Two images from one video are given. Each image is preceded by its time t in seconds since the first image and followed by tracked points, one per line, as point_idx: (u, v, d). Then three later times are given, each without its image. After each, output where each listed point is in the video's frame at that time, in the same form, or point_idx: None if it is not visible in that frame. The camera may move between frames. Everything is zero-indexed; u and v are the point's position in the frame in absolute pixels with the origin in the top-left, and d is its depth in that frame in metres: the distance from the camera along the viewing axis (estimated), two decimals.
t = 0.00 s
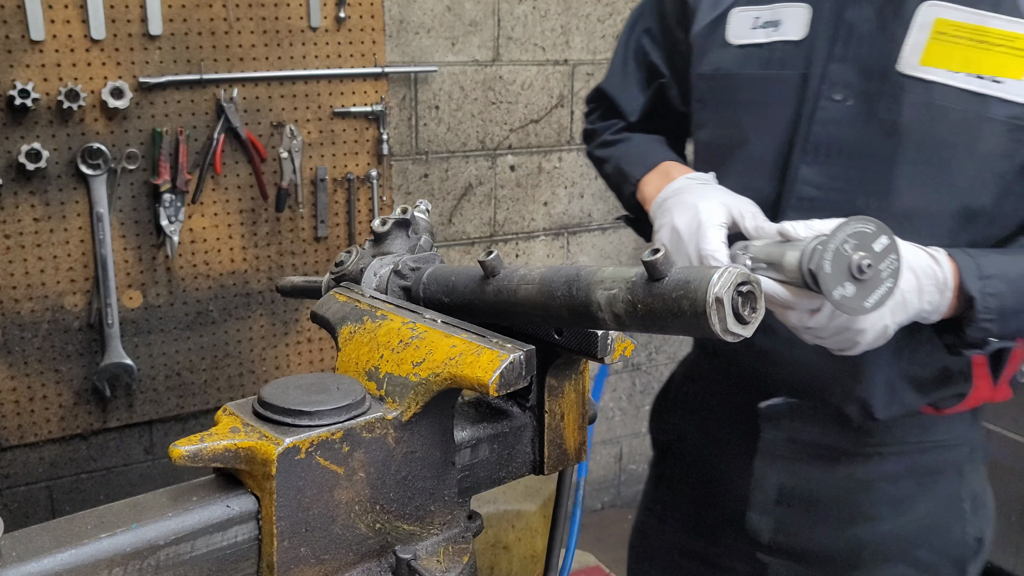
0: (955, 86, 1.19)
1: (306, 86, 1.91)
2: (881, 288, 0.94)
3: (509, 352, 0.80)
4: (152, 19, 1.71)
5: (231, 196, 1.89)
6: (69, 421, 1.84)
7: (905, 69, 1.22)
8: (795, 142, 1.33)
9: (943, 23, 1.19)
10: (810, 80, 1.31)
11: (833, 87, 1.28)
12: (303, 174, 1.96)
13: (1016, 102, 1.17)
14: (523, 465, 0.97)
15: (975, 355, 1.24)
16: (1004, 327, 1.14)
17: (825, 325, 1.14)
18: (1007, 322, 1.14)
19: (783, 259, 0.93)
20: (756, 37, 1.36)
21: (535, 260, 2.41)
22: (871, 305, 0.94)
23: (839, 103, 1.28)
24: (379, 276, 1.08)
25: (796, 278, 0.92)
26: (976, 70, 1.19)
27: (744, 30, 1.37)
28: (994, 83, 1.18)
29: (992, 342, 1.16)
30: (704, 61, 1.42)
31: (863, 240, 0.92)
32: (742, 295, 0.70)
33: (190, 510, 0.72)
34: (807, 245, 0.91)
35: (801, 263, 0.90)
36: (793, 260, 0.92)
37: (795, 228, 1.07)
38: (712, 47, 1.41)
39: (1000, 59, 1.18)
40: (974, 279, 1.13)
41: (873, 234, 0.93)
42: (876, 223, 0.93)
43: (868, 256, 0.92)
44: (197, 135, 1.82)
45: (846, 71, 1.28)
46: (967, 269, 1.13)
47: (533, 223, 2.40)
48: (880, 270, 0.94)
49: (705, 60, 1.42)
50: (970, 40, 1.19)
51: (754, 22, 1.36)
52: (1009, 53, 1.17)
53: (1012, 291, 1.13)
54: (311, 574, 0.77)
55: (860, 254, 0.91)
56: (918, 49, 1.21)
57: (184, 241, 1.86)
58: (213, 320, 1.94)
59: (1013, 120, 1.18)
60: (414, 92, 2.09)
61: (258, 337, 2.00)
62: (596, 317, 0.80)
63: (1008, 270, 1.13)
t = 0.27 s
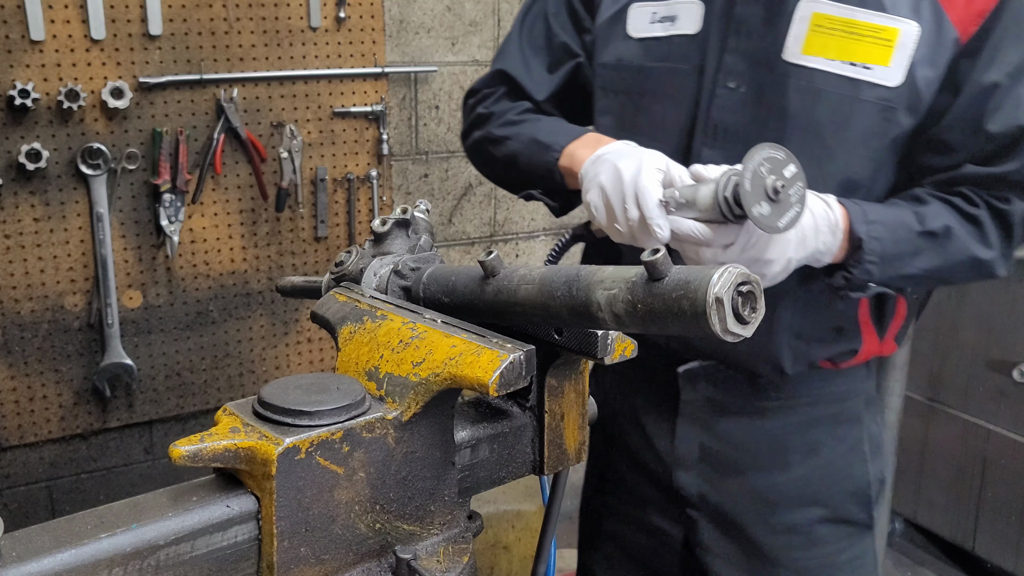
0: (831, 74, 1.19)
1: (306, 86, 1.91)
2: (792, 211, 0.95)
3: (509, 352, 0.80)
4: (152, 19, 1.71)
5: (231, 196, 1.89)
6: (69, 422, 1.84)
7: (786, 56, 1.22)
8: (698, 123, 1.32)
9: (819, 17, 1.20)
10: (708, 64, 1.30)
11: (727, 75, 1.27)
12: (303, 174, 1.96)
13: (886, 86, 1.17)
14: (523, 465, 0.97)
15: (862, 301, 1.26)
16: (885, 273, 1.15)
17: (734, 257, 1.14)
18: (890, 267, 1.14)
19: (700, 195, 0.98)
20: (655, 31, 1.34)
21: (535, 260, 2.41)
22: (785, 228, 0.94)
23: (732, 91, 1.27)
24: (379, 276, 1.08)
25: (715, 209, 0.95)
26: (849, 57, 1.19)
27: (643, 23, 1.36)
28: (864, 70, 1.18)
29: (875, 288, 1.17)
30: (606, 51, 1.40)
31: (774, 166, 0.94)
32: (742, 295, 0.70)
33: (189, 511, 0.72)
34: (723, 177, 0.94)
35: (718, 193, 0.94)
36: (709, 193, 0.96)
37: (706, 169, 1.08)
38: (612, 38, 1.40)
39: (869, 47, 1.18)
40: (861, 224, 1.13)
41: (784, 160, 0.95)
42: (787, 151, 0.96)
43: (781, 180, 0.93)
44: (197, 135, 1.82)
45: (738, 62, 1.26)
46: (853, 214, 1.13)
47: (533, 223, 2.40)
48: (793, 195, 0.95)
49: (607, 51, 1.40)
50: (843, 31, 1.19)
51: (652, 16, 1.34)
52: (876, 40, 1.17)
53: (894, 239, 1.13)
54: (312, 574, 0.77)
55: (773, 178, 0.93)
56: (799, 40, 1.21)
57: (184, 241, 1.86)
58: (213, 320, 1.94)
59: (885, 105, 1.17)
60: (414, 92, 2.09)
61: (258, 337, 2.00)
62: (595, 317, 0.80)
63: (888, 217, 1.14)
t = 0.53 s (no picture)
0: (787, 54, 1.22)
1: (306, 86, 1.91)
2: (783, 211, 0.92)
3: (509, 352, 0.80)
4: (152, 19, 1.71)
5: (231, 196, 1.89)
6: (69, 422, 1.84)
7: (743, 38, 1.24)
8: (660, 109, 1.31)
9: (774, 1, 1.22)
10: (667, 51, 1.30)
11: (688, 59, 1.28)
12: (303, 174, 1.96)
13: (837, 65, 1.20)
14: (523, 466, 0.97)
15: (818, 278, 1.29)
16: (857, 249, 1.18)
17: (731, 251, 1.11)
18: (861, 242, 1.18)
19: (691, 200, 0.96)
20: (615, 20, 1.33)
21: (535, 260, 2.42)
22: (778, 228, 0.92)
23: (693, 74, 1.28)
24: (379, 277, 1.08)
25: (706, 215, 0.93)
26: (802, 38, 1.21)
27: (603, 12, 1.33)
28: (816, 50, 1.21)
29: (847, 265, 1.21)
30: (569, 42, 1.37)
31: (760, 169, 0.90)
32: (742, 294, 0.70)
33: (189, 511, 0.73)
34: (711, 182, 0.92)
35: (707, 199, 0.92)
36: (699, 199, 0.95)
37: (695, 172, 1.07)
38: (573, 29, 1.37)
39: (820, 29, 1.21)
40: (832, 206, 1.16)
41: (768, 162, 0.90)
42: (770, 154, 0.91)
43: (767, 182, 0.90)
44: (197, 136, 1.82)
45: (699, 48, 1.27)
46: (826, 199, 1.15)
47: (533, 223, 2.40)
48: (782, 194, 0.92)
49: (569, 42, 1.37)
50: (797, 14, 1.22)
51: (612, 5, 1.33)
52: (827, 22, 1.21)
53: (860, 217, 1.17)
54: (312, 574, 0.77)
55: (758, 182, 0.89)
56: (756, 23, 1.23)
57: (184, 241, 1.86)
58: (213, 320, 1.94)
59: (838, 83, 1.21)
60: (414, 92, 2.09)
61: (258, 337, 2.00)
62: (595, 317, 0.80)
63: (854, 198, 1.17)
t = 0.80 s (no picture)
0: (806, 56, 1.21)
1: (306, 86, 1.91)
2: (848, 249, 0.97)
3: (509, 352, 0.80)
4: (152, 19, 1.71)
5: (231, 196, 1.89)
6: (69, 422, 1.84)
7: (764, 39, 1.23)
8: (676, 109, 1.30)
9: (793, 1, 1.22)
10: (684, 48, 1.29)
11: (704, 58, 1.27)
12: (303, 174, 1.96)
13: (856, 68, 1.20)
14: (523, 466, 0.97)
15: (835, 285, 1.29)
16: (889, 262, 1.18)
17: (789, 288, 1.16)
18: (894, 256, 1.18)
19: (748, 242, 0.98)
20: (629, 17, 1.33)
21: (535, 260, 2.42)
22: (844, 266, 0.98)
23: (710, 74, 1.27)
24: (379, 276, 1.08)
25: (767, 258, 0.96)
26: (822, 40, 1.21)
27: (618, 9, 1.33)
28: (836, 53, 1.21)
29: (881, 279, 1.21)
30: (581, 37, 1.36)
31: (824, 212, 0.94)
32: (742, 295, 0.70)
33: (189, 511, 0.72)
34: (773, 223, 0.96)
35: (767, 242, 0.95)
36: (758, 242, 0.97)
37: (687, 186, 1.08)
38: (586, 25, 1.36)
39: (839, 31, 1.21)
40: (871, 224, 1.15)
41: (830, 203, 0.95)
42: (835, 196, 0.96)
43: (833, 225, 0.95)
44: (197, 136, 1.82)
45: (715, 46, 1.27)
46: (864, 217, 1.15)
47: (533, 223, 2.40)
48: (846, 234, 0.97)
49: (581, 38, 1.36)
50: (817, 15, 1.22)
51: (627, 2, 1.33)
52: (847, 24, 1.20)
53: (896, 231, 1.16)
54: (312, 574, 0.77)
55: (825, 227, 0.94)
56: (776, 24, 1.22)
57: (184, 241, 1.86)
58: (213, 320, 1.94)
59: (856, 86, 1.20)
60: (414, 92, 2.09)
61: (258, 337, 2.00)
62: (595, 317, 0.80)
63: (889, 213, 1.16)
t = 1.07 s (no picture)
0: (890, 70, 1.21)
1: (306, 86, 1.91)
2: (910, 273, 0.96)
3: (509, 352, 0.80)
4: (152, 19, 1.71)
5: (231, 196, 1.89)
6: (69, 422, 1.84)
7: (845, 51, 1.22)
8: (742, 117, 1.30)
9: (880, 13, 1.20)
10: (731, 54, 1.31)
11: (779, 69, 1.25)
12: (303, 174, 1.96)
13: (942, 85, 1.19)
14: (523, 465, 0.97)
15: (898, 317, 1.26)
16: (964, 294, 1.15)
17: (848, 313, 1.07)
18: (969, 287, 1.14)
19: (805, 260, 0.92)
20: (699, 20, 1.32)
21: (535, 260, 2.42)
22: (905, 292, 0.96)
23: (783, 84, 1.25)
24: (379, 276, 1.08)
25: (826, 278, 0.91)
26: (909, 55, 1.20)
27: (684, 12, 1.33)
28: (922, 69, 1.20)
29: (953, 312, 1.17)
30: (646, 40, 1.37)
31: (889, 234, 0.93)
32: (742, 295, 0.70)
33: (190, 511, 0.72)
34: (833, 244, 0.90)
35: (829, 263, 0.90)
36: (818, 260, 0.91)
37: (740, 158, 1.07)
38: (651, 27, 1.37)
39: (928, 47, 1.20)
40: (944, 252, 1.12)
41: (895, 225, 0.94)
42: (901, 216, 0.95)
43: (896, 248, 0.93)
44: (197, 135, 1.82)
45: (790, 56, 1.25)
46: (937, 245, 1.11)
47: (533, 223, 2.40)
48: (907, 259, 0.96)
49: (646, 40, 1.37)
50: (905, 28, 1.21)
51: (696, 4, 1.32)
52: (936, 40, 1.19)
53: (971, 261, 1.13)
54: (311, 574, 0.77)
55: (891, 249, 0.92)
56: (858, 34, 1.22)
57: (184, 241, 1.86)
58: (213, 320, 1.94)
59: (940, 104, 1.20)
60: (414, 92, 2.09)
61: (258, 337, 2.00)
62: (596, 317, 0.80)
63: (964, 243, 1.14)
